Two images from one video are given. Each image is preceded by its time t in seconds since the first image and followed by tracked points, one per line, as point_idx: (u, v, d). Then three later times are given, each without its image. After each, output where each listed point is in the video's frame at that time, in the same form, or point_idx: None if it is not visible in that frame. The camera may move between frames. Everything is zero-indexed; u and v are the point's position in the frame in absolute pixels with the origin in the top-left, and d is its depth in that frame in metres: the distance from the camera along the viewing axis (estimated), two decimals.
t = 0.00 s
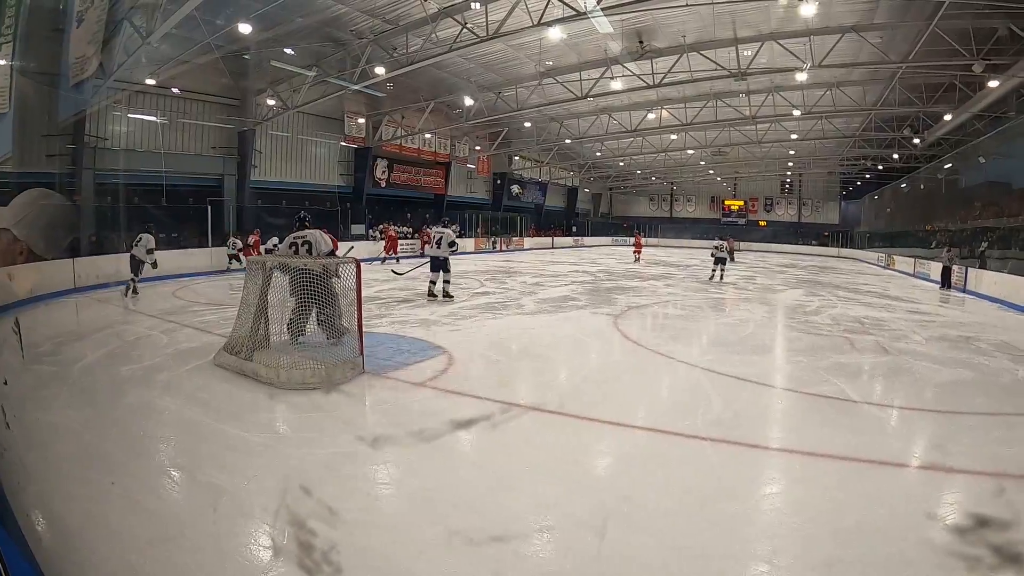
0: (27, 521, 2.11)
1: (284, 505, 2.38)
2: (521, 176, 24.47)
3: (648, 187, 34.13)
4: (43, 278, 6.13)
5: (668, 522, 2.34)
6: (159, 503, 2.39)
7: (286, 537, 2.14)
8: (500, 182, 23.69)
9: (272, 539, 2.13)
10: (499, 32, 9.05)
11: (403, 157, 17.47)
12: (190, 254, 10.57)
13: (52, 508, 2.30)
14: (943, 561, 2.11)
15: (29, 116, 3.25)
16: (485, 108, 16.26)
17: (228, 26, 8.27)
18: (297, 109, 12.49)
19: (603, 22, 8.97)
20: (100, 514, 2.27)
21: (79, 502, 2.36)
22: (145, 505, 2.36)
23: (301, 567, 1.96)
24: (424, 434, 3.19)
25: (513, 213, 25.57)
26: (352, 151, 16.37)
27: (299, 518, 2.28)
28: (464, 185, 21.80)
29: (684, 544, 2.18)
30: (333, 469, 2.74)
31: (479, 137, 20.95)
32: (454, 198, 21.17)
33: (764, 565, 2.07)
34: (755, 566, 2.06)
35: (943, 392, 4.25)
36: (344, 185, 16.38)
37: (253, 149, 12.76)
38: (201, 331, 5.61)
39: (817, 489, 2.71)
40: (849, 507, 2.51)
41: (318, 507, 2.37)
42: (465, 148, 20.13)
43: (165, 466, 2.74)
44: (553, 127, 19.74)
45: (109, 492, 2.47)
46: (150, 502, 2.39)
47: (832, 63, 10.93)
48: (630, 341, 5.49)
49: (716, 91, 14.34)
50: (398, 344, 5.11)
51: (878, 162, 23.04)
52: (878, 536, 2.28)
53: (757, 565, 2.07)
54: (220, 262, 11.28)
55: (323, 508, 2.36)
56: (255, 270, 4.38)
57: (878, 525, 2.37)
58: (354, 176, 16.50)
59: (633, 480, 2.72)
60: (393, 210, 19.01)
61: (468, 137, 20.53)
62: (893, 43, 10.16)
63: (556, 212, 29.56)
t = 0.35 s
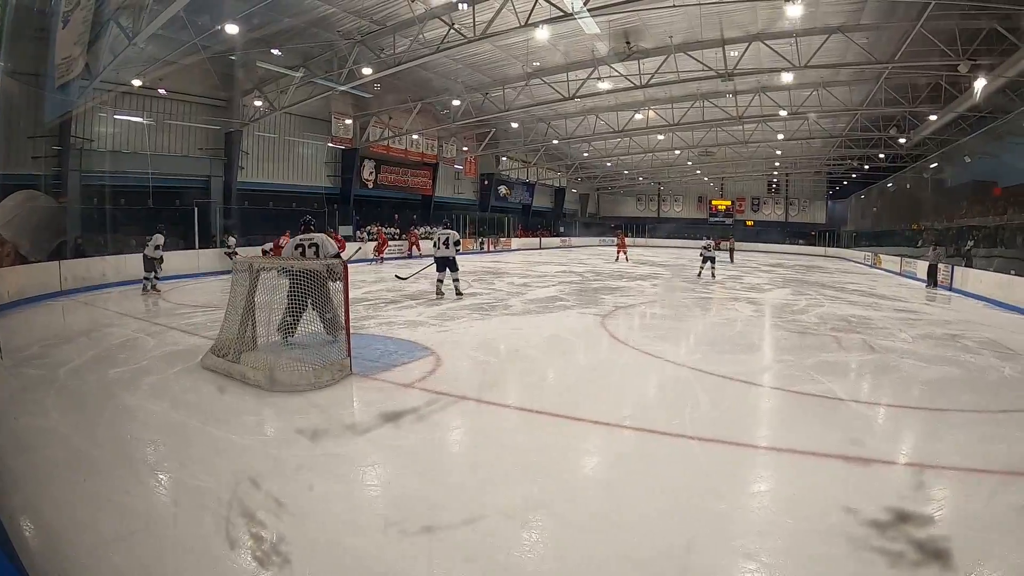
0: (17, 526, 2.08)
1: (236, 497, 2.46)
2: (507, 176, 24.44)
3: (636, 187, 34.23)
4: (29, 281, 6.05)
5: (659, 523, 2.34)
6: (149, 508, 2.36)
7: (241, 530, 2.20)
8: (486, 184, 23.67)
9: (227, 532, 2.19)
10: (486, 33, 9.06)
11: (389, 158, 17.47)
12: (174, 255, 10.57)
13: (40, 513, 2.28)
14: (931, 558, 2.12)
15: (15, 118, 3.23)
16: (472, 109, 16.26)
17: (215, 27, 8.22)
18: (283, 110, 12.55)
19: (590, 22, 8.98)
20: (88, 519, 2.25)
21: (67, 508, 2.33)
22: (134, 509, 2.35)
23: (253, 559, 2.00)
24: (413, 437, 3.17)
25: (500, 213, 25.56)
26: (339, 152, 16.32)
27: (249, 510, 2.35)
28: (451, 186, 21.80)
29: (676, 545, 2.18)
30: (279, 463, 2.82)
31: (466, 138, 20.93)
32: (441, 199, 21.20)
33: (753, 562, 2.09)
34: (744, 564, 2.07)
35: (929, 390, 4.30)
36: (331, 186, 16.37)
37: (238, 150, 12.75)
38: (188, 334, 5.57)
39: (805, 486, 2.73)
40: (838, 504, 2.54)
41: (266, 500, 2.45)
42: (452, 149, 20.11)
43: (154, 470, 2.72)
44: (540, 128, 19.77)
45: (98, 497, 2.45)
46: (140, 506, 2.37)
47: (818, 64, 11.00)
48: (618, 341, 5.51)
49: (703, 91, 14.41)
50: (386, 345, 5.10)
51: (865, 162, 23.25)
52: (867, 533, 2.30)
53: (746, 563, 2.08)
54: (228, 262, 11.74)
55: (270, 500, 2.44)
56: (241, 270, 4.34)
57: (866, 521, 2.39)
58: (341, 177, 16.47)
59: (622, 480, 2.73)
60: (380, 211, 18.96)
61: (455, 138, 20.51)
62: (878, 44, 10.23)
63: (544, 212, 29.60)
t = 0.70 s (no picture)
0: (13, 527, 2.06)
1: (229, 495, 2.48)
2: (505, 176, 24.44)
3: (634, 187, 34.25)
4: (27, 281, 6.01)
5: (657, 524, 2.33)
6: (144, 511, 2.34)
7: (234, 528, 2.21)
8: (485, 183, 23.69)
9: (220, 531, 2.19)
10: (484, 33, 9.05)
11: (388, 158, 17.45)
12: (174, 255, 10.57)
13: (34, 514, 2.27)
14: (926, 559, 2.12)
15: (12, 117, 3.23)
16: (470, 108, 16.24)
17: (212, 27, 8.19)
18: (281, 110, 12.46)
19: (588, 22, 8.98)
20: (82, 519, 2.24)
21: (62, 510, 2.30)
22: (128, 510, 2.34)
23: (245, 557, 2.01)
24: (411, 437, 3.16)
25: (498, 213, 25.56)
26: (337, 152, 16.31)
27: (242, 509, 2.36)
28: (448, 187, 21.83)
29: (675, 546, 2.17)
30: (271, 461, 2.83)
31: (464, 138, 20.92)
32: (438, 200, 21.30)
33: (748, 563, 2.08)
34: (740, 565, 2.07)
35: (926, 390, 4.30)
36: (329, 186, 16.38)
37: (235, 150, 12.77)
38: (185, 333, 5.57)
39: (800, 486, 2.73)
40: (835, 505, 2.54)
41: (259, 497, 2.47)
42: (450, 149, 20.10)
43: (148, 471, 2.71)
44: (538, 127, 19.76)
45: (92, 497, 2.44)
46: (134, 506, 2.37)
47: (816, 64, 11.00)
48: (615, 341, 5.51)
49: (700, 91, 14.41)
50: (383, 345, 5.10)
51: (863, 162, 23.27)
52: (863, 533, 2.30)
53: (742, 563, 2.08)
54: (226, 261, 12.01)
55: (262, 498, 2.45)
56: (239, 270, 4.34)
57: (862, 521, 2.39)
58: (339, 177, 16.46)
59: (618, 480, 2.73)
60: (377, 210, 18.94)
61: (453, 138, 20.49)
62: (877, 44, 10.24)
63: (541, 212, 29.62)
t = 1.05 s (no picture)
0: (13, 526, 2.07)
1: (239, 494, 2.48)
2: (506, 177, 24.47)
3: (635, 189, 34.25)
4: (29, 282, 5.99)
5: (659, 526, 2.33)
6: (146, 511, 2.34)
7: (244, 528, 2.21)
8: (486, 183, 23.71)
9: (229, 530, 2.19)
10: (485, 34, 9.05)
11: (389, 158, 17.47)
12: (176, 255, 10.57)
13: (36, 514, 2.27)
14: (927, 560, 2.12)
15: (13, 118, 3.23)
16: (472, 109, 16.25)
17: (214, 27, 8.20)
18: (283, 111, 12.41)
19: (589, 24, 8.98)
20: (85, 519, 2.24)
21: (65, 510, 2.31)
22: (130, 510, 2.34)
23: (255, 556, 2.02)
24: (410, 438, 3.16)
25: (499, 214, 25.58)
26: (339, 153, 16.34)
27: (252, 508, 2.36)
28: (450, 187, 21.82)
29: (673, 546, 2.18)
30: (283, 461, 2.84)
31: (465, 139, 20.92)
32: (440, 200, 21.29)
33: (750, 565, 2.08)
34: (741, 567, 2.07)
35: (927, 393, 4.29)
36: (331, 187, 16.40)
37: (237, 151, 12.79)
38: (186, 333, 5.57)
39: (802, 489, 2.73)
40: (834, 507, 2.54)
41: (270, 497, 2.47)
42: (451, 150, 20.10)
43: (152, 471, 2.71)
44: (539, 129, 19.78)
45: (95, 497, 2.44)
46: (137, 507, 2.37)
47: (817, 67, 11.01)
48: (616, 343, 5.51)
49: (701, 93, 14.41)
50: (384, 346, 5.11)
51: (864, 164, 23.27)
52: (864, 535, 2.30)
53: (744, 565, 2.08)
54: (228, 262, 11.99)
55: (274, 498, 2.46)
56: (240, 270, 4.34)
57: (864, 523, 2.39)
58: (340, 177, 16.46)
59: (619, 482, 2.73)
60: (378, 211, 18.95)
61: (454, 139, 20.46)
62: (879, 47, 10.24)
63: (542, 214, 29.63)
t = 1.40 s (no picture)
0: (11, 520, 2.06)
1: (236, 487, 2.50)
2: (507, 173, 24.51)
3: (636, 186, 34.22)
4: (26, 275, 5.96)
5: (657, 523, 2.33)
6: (145, 504, 2.34)
7: (240, 521, 2.22)
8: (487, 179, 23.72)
9: (225, 523, 2.20)
10: (488, 30, 9.02)
11: (390, 153, 17.64)
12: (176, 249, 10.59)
13: (37, 506, 2.27)
14: (925, 559, 2.13)
15: (14, 111, 3.24)
16: (474, 106, 16.22)
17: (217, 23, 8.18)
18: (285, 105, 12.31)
19: (592, 20, 8.95)
20: (83, 513, 2.25)
21: (63, 505, 2.31)
22: (129, 503, 2.34)
23: (252, 550, 2.02)
24: (409, 433, 3.17)
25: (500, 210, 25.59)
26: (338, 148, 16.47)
27: (250, 501, 2.38)
28: (451, 183, 21.87)
29: (672, 543, 2.18)
30: (281, 453, 2.86)
31: (467, 134, 20.89)
32: (440, 195, 21.36)
33: (748, 563, 2.08)
34: (739, 564, 2.07)
35: (928, 393, 4.29)
36: (332, 181, 16.56)
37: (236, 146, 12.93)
38: (185, 327, 5.58)
39: (800, 487, 2.73)
40: (833, 506, 2.53)
41: (268, 489, 2.49)
42: (453, 146, 20.09)
43: (150, 464, 2.72)
44: (541, 125, 19.77)
45: (94, 490, 2.44)
46: (135, 500, 2.38)
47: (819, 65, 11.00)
48: (615, 339, 5.51)
49: (704, 91, 14.39)
50: (383, 341, 5.11)
51: (866, 163, 23.24)
52: (862, 533, 2.31)
53: (741, 563, 2.08)
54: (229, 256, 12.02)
55: (272, 491, 2.47)
56: (241, 264, 4.34)
57: (861, 522, 2.39)
58: (341, 172, 16.67)
59: (618, 478, 2.73)
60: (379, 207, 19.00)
61: (455, 135, 20.41)
62: (882, 46, 10.22)
63: (543, 211, 29.66)
